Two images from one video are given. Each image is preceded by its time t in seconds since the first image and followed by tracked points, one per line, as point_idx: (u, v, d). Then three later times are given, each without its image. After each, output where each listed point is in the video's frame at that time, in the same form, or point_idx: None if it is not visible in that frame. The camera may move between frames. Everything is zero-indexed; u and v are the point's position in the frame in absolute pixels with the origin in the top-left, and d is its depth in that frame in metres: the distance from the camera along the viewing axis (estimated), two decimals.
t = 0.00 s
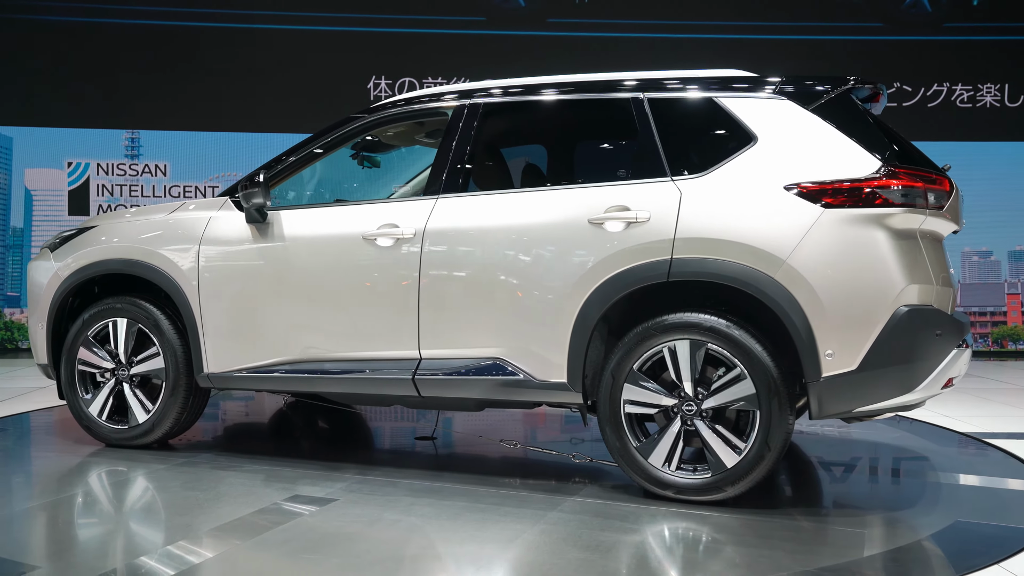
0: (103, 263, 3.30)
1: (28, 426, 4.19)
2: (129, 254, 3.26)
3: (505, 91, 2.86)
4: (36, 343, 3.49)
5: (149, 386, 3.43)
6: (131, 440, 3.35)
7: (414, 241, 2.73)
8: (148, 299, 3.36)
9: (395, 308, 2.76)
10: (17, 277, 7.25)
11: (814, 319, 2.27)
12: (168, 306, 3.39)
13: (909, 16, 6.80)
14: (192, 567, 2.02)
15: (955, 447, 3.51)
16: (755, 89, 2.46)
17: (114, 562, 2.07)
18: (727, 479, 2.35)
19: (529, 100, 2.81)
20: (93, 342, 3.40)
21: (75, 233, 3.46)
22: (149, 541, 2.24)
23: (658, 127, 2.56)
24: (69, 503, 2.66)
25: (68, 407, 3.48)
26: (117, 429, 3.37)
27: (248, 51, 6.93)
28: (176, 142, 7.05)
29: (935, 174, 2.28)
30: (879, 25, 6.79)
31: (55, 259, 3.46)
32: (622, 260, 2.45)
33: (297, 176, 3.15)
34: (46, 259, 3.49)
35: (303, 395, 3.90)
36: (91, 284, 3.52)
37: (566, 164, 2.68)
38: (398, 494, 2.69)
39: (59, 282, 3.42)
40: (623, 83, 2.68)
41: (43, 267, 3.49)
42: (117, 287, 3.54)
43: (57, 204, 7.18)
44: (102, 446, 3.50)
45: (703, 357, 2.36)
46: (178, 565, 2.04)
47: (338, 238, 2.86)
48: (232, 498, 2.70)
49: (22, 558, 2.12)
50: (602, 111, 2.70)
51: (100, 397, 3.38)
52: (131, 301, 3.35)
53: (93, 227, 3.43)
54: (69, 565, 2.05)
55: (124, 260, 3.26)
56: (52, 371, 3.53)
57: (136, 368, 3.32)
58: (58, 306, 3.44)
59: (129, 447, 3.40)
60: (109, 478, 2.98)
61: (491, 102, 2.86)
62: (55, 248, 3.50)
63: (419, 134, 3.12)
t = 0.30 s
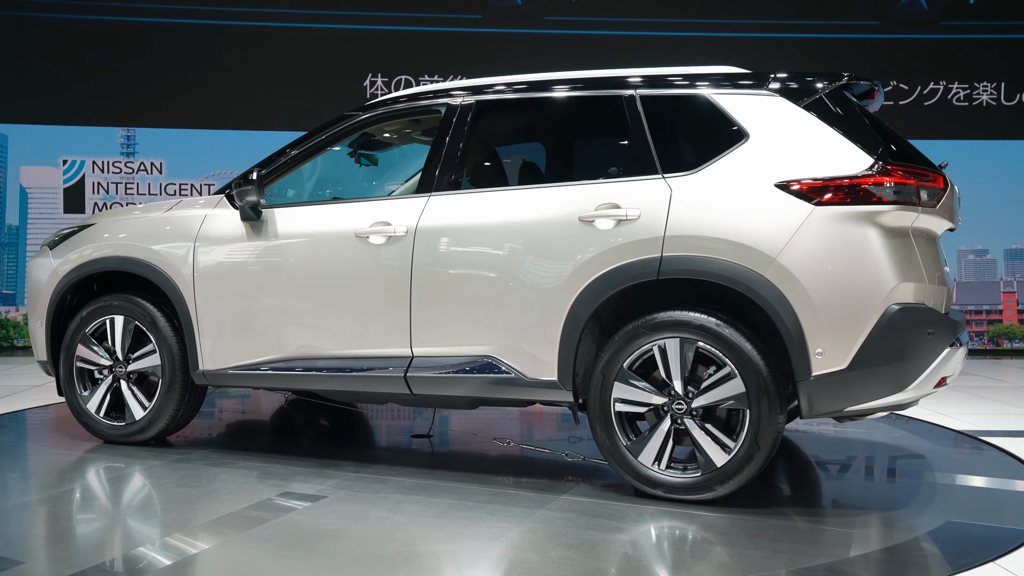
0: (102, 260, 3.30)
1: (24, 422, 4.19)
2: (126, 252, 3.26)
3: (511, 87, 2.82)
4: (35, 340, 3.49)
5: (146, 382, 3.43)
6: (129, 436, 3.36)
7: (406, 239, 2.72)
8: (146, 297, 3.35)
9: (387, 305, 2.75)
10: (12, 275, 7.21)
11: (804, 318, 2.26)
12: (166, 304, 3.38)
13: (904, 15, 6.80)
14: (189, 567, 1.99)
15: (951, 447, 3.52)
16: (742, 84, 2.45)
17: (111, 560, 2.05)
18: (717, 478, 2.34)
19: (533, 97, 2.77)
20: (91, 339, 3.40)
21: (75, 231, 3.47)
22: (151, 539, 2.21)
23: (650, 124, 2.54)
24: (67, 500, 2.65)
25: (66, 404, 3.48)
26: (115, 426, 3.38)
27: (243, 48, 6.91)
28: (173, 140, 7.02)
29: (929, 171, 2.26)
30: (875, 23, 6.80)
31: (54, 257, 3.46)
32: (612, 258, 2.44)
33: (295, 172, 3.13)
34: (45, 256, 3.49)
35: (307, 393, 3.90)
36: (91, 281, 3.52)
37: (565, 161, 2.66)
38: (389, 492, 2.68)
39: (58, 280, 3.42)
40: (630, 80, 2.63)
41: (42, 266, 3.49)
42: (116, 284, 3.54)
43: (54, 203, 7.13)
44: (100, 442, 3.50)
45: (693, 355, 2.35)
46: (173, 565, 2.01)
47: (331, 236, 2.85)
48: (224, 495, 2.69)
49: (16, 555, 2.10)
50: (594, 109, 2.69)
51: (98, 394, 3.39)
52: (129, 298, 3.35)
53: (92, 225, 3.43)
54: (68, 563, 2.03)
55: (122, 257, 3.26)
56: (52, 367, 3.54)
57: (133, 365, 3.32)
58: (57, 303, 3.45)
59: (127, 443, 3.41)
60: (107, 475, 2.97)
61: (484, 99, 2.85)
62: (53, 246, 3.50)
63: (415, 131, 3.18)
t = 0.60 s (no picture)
0: (105, 257, 3.31)
1: (26, 419, 4.20)
2: (129, 249, 3.27)
3: (517, 84, 2.79)
4: (41, 336, 3.52)
5: (150, 379, 3.44)
6: (133, 432, 3.38)
7: (402, 237, 2.71)
8: (149, 294, 3.36)
9: (385, 302, 2.74)
10: (14, 272, 7.22)
11: (799, 315, 2.23)
12: (169, 301, 3.39)
13: (906, 12, 6.77)
14: (188, 566, 1.99)
15: (953, 445, 3.51)
16: (732, 81, 2.43)
17: (114, 560, 2.05)
18: (712, 477, 2.32)
19: (538, 95, 2.75)
20: (95, 336, 3.41)
21: (81, 228, 3.48)
22: (155, 539, 2.21)
23: (646, 121, 2.53)
24: (71, 497, 2.66)
25: (72, 400, 3.50)
26: (119, 422, 3.40)
27: (243, 46, 6.89)
28: (174, 138, 7.00)
29: (930, 167, 2.21)
30: (876, 20, 6.77)
31: (59, 253, 3.48)
32: (606, 256, 2.42)
33: (302, 164, 3.15)
34: (50, 254, 3.51)
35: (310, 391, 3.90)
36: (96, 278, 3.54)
37: (567, 158, 2.64)
38: (385, 489, 2.68)
39: (63, 277, 3.44)
40: (637, 75, 2.62)
41: (47, 263, 3.51)
42: (122, 281, 3.55)
43: (55, 200, 7.15)
44: (105, 437, 3.53)
45: (688, 353, 2.34)
46: (173, 565, 2.00)
47: (329, 233, 2.84)
48: (221, 493, 2.69)
49: (18, 554, 2.10)
50: (589, 105, 2.67)
51: (102, 390, 3.41)
52: (132, 295, 3.35)
53: (96, 222, 3.44)
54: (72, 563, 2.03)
55: (124, 254, 3.26)
56: (58, 363, 3.56)
57: (136, 362, 3.33)
58: (62, 299, 3.47)
59: (131, 439, 3.43)
60: (112, 471, 2.97)
61: (482, 97, 2.84)
62: (59, 243, 3.52)
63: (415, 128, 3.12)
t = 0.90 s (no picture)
0: (106, 257, 3.32)
1: (24, 419, 4.19)
2: (129, 249, 3.28)
3: (523, 84, 2.77)
4: (42, 336, 3.52)
5: (149, 379, 3.44)
6: (132, 432, 3.38)
7: (397, 237, 2.71)
8: (149, 294, 3.36)
9: (379, 302, 2.74)
10: (11, 273, 7.18)
11: (791, 317, 2.21)
12: (168, 301, 3.39)
13: (904, 13, 6.77)
14: (184, 565, 1.99)
15: (950, 445, 3.51)
16: (734, 81, 2.40)
17: (113, 560, 2.04)
18: (703, 479, 2.31)
19: (538, 95, 2.73)
20: (95, 335, 3.41)
21: (82, 229, 3.49)
22: (154, 539, 2.20)
23: (639, 121, 2.52)
24: (69, 497, 2.65)
25: (71, 399, 3.51)
26: (118, 422, 3.40)
27: (240, 46, 6.88)
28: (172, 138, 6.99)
29: (923, 168, 2.18)
30: (874, 21, 6.77)
31: (61, 254, 3.49)
32: (597, 257, 2.41)
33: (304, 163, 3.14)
34: (52, 255, 3.52)
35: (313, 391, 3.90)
36: (97, 279, 3.54)
37: (567, 157, 2.62)
38: (379, 490, 2.67)
39: (65, 277, 3.45)
40: (642, 74, 2.59)
41: (49, 263, 3.52)
42: (122, 282, 3.56)
43: (53, 200, 7.14)
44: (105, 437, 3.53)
45: (680, 355, 2.33)
46: (169, 566, 1.99)
47: (324, 233, 2.84)
48: (215, 493, 2.68)
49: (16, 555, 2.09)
50: (581, 105, 2.66)
51: (101, 390, 3.41)
52: (131, 295, 3.36)
53: (99, 223, 3.45)
54: (69, 563, 2.02)
55: (124, 255, 3.27)
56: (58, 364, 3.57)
57: (135, 362, 3.33)
58: (63, 300, 3.47)
59: (130, 439, 3.42)
60: (110, 471, 2.97)
61: (477, 98, 2.84)
62: (61, 244, 3.53)
63: (414, 130, 3.13)
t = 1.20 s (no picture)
0: (107, 264, 3.35)
1: (23, 425, 4.18)
2: (130, 255, 3.30)
3: (533, 89, 2.73)
4: (46, 342, 3.56)
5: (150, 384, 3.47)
6: (132, 438, 3.39)
7: (393, 243, 2.71)
8: (149, 300, 3.39)
9: (376, 308, 2.74)
10: (10, 278, 7.16)
11: (785, 325, 2.17)
12: (168, 307, 3.42)
13: (904, 19, 6.77)
14: (184, 567, 2.02)
15: (951, 453, 3.50)
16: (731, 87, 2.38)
17: (113, 561, 2.07)
18: (696, 488, 2.29)
19: (539, 100, 2.71)
20: (97, 341, 3.44)
21: (83, 235, 3.52)
22: (156, 541, 2.23)
23: (633, 127, 2.51)
24: (70, 500, 2.67)
25: (74, 404, 3.53)
26: (118, 427, 3.42)
27: (240, 53, 6.89)
28: (172, 143, 6.98)
29: (920, 173, 2.16)
30: (873, 28, 6.77)
31: (63, 260, 3.50)
32: (590, 264, 2.40)
33: (307, 166, 3.15)
34: (55, 260, 3.53)
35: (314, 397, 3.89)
36: (100, 284, 3.56)
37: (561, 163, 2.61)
38: (372, 496, 2.65)
39: (67, 283, 3.48)
40: (649, 80, 2.56)
41: (52, 270, 3.53)
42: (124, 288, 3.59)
43: (53, 207, 7.12)
44: (107, 442, 3.55)
45: (673, 363, 2.31)
46: (170, 566, 2.03)
47: (321, 240, 2.86)
48: (210, 498, 2.68)
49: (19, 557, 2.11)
50: (577, 110, 2.65)
51: (103, 396, 3.44)
52: (133, 301, 3.39)
53: (102, 229, 3.47)
54: (72, 565, 2.05)
55: (125, 261, 3.30)
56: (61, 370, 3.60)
57: (136, 368, 3.36)
58: (65, 306, 3.50)
59: (130, 444, 3.45)
60: (111, 475, 2.98)
61: (473, 103, 2.83)
62: (64, 251, 3.56)
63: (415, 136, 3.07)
